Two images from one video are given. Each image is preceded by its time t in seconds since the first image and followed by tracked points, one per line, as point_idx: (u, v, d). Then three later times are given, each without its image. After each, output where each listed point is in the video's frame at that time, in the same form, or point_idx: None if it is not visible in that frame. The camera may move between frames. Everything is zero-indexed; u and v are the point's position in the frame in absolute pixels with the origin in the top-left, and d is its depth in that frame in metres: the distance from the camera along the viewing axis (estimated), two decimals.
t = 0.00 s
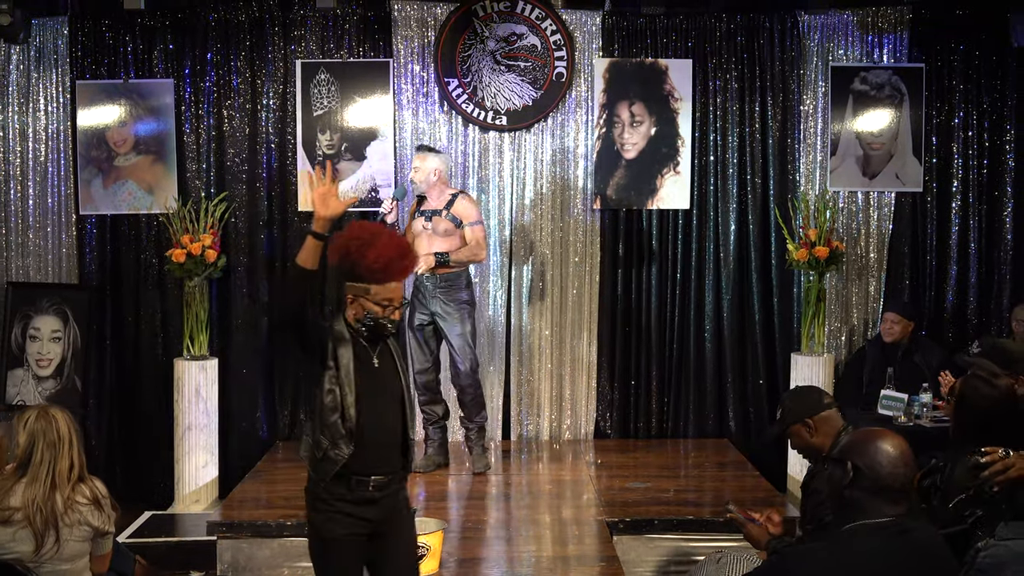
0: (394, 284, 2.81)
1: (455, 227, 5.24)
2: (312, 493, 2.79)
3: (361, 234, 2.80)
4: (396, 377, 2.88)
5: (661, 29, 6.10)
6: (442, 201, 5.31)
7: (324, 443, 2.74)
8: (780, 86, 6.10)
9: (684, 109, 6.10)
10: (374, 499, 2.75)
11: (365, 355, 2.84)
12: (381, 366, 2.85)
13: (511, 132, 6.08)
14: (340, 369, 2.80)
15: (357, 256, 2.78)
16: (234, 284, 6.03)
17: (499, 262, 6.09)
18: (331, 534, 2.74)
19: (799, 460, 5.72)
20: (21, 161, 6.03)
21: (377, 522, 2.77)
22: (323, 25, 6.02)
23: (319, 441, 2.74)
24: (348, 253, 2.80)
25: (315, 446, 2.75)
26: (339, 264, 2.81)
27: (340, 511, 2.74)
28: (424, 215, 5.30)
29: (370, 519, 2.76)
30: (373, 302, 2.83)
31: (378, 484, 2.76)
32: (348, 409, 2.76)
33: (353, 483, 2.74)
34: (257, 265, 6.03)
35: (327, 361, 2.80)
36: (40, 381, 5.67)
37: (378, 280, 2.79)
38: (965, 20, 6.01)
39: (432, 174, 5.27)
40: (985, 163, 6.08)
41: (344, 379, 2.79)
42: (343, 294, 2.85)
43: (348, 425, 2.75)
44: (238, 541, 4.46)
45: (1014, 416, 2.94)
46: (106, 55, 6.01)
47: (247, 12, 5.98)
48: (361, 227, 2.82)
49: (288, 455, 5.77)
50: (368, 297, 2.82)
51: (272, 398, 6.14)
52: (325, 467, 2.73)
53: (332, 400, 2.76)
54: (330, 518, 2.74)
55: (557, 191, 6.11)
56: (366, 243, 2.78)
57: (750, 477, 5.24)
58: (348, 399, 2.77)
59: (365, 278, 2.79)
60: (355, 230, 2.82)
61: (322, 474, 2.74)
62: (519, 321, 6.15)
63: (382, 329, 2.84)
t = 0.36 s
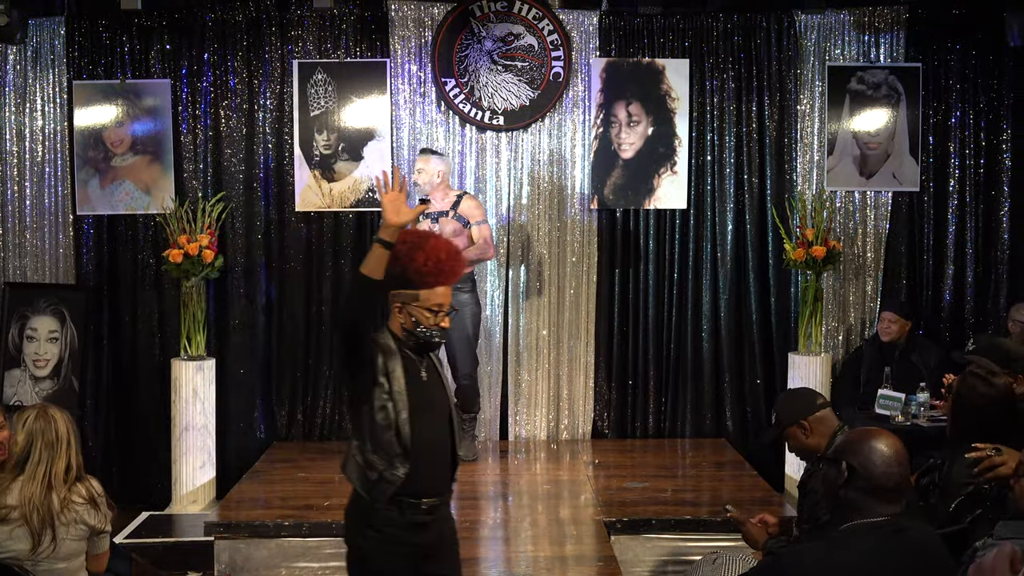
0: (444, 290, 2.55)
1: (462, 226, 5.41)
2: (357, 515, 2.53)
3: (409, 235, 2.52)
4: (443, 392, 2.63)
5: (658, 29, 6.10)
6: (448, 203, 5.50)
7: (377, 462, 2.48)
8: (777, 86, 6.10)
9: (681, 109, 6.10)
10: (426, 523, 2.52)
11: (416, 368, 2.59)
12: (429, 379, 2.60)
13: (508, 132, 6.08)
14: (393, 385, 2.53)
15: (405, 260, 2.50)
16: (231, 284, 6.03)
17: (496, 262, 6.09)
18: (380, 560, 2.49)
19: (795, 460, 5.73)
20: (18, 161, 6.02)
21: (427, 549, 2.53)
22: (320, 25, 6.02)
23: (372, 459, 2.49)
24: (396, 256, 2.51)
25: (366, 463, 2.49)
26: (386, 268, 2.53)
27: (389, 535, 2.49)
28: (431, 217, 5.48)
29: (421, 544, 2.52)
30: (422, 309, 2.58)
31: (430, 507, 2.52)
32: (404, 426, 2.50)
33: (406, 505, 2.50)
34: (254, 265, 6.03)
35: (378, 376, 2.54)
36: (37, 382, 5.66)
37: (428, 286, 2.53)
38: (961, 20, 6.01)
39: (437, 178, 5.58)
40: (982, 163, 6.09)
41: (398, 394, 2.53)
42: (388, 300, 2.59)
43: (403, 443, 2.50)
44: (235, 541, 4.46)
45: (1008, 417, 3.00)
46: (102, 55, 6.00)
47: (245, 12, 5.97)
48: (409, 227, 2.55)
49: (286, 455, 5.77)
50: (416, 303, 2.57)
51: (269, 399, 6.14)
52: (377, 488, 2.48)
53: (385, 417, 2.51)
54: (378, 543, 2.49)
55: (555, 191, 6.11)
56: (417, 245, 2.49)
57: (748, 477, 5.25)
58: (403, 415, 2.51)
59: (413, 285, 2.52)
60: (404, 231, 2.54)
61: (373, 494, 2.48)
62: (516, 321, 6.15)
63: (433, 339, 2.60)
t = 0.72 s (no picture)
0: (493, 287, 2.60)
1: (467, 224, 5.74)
2: (413, 523, 2.57)
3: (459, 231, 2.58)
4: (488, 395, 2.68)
5: (655, 28, 6.10)
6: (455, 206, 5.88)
7: (436, 467, 2.54)
8: (774, 86, 6.11)
9: (678, 109, 6.10)
10: (480, 526, 2.58)
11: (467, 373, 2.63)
12: (476, 383, 2.65)
13: (504, 131, 6.08)
14: (448, 389, 2.58)
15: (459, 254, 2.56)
16: (228, 283, 6.03)
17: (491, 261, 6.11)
18: (442, 566, 2.54)
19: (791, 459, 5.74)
20: (14, 160, 6.03)
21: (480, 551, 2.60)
22: (317, 24, 6.02)
23: (429, 465, 2.54)
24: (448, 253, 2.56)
25: (423, 470, 2.54)
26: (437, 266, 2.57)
27: (449, 541, 2.55)
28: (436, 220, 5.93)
29: (475, 547, 2.57)
30: (470, 309, 2.60)
31: (485, 510, 2.60)
32: (459, 431, 2.57)
33: (464, 511, 2.56)
34: (250, 264, 6.03)
35: (430, 380, 2.58)
36: (33, 380, 5.66)
37: (480, 281, 2.58)
38: (958, 20, 6.02)
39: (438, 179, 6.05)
40: (978, 163, 6.09)
41: (453, 399, 2.58)
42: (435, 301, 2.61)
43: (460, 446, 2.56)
44: (231, 541, 4.46)
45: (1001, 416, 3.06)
46: (98, 54, 5.99)
47: (241, 11, 5.97)
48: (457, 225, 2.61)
49: (282, 454, 5.78)
50: (465, 303, 2.60)
51: (266, 398, 6.13)
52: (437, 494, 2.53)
53: (439, 423, 2.56)
54: (437, 549, 2.54)
55: (551, 191, 6.11)
56: (471, 239, 2.56)
57: (743, 476, 5.26)
58: (458, 419, 2.57)
59: (466, 280, 2.57)
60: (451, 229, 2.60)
61: (433, 501, 2.54)
62: (513, 320, 6.15)
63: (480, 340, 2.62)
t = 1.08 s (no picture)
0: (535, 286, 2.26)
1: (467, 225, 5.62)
2: (462, 541, 2.28)
3: (491, 232, 2.26)
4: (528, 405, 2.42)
5: (650, 27, 6.10)
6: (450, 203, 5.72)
7: (491, 483, 2.27)
8: (769, 84, 6.11)
9: (673, 108, 6.10)
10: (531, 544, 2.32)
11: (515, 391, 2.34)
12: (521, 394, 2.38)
13: (500, 130, 6.08)
14: (502, 402, 2.31)
15: (499, 256, 2.22)
16: (223, 282, 6.02)
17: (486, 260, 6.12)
18: None
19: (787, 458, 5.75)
20: (8, 160, 6.02)
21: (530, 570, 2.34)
22: (312, 23, 6.01)
23: (484, 481, 2.27)
24: (485, 255, 2.22)
25: (476, 485, 2.27)
26: (473, 270, 2.22)
27: (504, 559, 2.27)
28: (435, 218, 5.65)
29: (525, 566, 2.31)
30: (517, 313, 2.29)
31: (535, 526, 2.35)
32: (514, 442, 2.30)
33: (518, 526, 2.29)
34: (245, 263, 6.02)
35: (484, 390, 2.29)
36: (28, 380, 5.66)
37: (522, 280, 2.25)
38: (953, 19, 6.01)
39: (437, 178, 5.86)
40: (973, 161, 6.10)
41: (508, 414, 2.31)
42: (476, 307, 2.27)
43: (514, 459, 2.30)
44: (227, 540, 4.46)
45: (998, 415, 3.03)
46: (93, 53, 5.98)
47: (237, 10, 5.96)
48: (484, 226, 2.28)
49: (278, 454, 5.77)
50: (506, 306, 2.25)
51: (261, 398, 6.11)
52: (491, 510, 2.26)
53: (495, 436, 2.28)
54: (491, 567, 2.26)
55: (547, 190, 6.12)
56: (507, 237, 2.24)
57: (739, 474, 5.27)
58: (513, 430, 2.30)
59: (509, 280, 2.22)
60: (478, 232, 2.27)
61: (489, 519, 2.26)
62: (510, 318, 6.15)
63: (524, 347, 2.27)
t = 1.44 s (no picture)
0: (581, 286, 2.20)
1: (451, 225, 5.58)
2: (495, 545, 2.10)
3: (538, 228, 2.20)
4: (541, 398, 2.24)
5: (648, 27, 6.10)
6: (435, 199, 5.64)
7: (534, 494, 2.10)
8: (766, 84, 6.11)
9: (671, 107, 6.10)
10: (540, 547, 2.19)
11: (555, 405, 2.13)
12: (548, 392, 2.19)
13: (497, 130, 6.09)
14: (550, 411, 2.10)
15: (547, 252, 2.16)
16: (220, 281, 6.02)
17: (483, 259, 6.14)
18: None
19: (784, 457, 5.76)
20: (5, 160, 6.01)
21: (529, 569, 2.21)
22: (309, 22, 6.00)
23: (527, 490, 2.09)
24: (533, 250, 2.17)
25: (519, 495, 2.09)
26: (521, 265, 2.16)
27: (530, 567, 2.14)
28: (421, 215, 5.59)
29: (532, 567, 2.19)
30: (561, 310, 2.18)
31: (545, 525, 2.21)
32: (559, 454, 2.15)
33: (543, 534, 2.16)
34: (242, 263, 6.01)
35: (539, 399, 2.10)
36: (25, 380, 5.65)
37: (570, 279, 2.18)
38: (950, 19, 6.02)
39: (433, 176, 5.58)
40: (970, 161, 6.11)
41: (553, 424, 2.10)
42: (520, 305, 2.17)
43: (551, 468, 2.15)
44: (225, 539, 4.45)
45: (994, 415, 3.06)
46: (90, 53, 5.98)
47: (234, 9, 5.95)
48: (530, 221, 2.22)
49: (276, 453, 5.77)
50: (553, 304, 2.18)
51: (258, 397, 6.11)
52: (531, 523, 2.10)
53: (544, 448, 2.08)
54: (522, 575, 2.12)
55: (544, 189, 6.12)
56: (556, 234, 2.19)
57: (736, 474, 5.28)
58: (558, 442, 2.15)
59: (557, 278, 2.17)
60: (524, 226, 2.21)
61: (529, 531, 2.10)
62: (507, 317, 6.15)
63: (565, 346, 2.21)
